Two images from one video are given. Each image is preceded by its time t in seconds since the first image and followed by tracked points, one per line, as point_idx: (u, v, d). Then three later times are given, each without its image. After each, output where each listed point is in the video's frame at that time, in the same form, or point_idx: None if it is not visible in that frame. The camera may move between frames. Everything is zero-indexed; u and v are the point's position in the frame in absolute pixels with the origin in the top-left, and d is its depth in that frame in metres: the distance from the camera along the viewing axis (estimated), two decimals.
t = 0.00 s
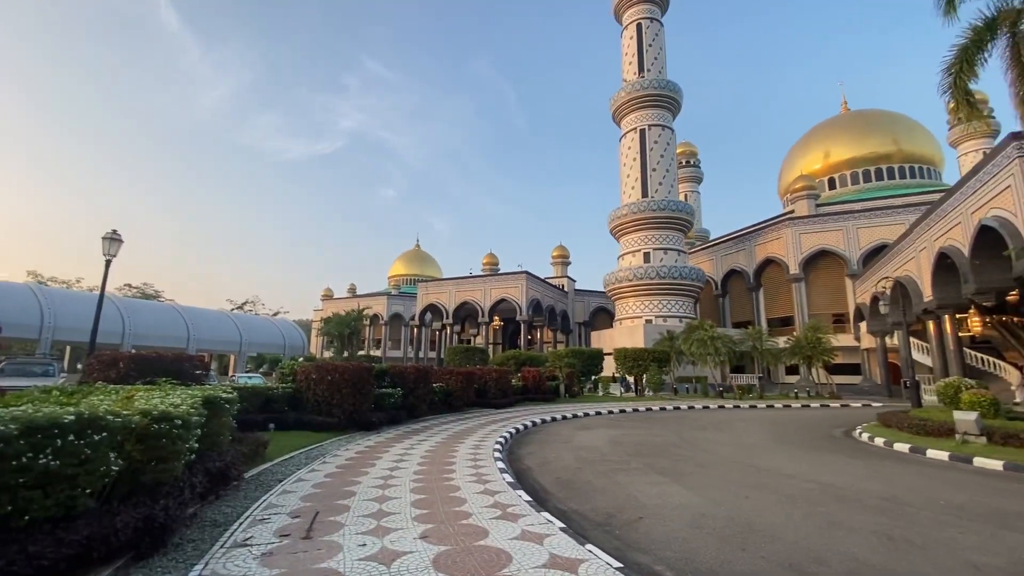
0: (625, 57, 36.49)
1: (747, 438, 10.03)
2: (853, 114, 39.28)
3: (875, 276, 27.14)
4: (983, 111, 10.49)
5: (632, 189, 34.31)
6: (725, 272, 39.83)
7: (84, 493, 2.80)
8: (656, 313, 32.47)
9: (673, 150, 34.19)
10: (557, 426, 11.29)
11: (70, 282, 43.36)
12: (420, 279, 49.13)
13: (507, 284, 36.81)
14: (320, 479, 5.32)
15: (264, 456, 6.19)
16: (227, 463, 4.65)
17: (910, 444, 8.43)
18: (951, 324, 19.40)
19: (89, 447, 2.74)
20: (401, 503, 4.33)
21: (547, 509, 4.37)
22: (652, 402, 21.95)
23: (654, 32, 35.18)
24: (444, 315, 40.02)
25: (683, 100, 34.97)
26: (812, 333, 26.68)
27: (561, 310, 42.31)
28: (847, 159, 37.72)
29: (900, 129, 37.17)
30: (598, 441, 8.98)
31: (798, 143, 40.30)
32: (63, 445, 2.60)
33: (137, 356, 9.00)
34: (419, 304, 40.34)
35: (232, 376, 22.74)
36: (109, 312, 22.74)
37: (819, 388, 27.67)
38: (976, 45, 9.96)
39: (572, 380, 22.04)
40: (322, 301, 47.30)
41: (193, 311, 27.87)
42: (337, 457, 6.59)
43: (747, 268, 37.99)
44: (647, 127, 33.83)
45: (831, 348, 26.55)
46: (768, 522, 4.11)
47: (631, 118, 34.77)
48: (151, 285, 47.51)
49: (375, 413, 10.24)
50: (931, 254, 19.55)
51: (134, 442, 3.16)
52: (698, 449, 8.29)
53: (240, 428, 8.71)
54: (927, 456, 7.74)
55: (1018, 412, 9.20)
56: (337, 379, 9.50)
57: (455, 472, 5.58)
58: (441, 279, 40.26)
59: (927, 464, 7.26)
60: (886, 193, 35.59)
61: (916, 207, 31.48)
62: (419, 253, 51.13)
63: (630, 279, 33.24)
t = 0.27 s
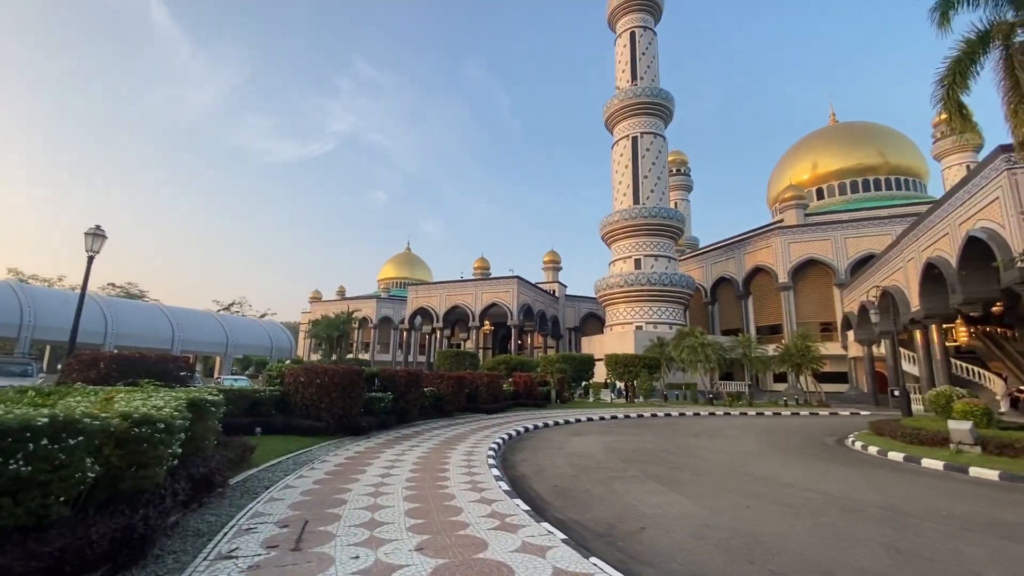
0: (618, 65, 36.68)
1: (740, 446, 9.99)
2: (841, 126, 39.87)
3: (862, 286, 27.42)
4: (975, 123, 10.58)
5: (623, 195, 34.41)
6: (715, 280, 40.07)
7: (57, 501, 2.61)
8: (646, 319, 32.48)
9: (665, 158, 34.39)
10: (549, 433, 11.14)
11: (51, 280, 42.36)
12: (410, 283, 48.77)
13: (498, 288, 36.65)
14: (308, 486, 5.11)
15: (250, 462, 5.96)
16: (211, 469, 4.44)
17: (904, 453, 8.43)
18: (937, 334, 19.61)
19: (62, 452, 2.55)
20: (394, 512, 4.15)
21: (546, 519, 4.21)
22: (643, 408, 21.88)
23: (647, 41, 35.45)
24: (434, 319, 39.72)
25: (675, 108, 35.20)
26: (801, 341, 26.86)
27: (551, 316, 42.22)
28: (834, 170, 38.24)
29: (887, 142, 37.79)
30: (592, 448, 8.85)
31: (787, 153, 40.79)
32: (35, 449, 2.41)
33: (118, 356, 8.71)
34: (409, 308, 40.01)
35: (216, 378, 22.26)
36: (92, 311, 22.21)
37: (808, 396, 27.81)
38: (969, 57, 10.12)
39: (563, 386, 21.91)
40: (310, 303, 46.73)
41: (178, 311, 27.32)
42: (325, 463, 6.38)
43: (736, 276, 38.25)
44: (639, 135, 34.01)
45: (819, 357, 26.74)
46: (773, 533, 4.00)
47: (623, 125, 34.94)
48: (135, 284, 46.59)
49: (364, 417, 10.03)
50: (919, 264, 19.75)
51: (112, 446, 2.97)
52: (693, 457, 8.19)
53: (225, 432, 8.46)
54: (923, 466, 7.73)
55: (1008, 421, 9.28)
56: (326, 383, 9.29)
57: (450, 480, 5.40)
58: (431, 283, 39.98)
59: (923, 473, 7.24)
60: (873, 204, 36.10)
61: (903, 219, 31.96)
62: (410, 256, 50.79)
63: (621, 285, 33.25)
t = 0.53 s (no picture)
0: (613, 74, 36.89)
1: (735, 455, 9.91)
2: (831, 139, 40.36)
3: (852, 297, 27.62)
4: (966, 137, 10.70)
5: (617, 204, 34.51)
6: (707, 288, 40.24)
7: (31, 514, 2.44)
8: (638, 327, 32.46)
9: (658, 167, 34.57)
10: (543, 441, 10.99)
11: (35, 280, 41.53)
12: (402, 288, 48.50)
13: (491, 294, 36.51)
14: (298, 496, 4.91)
15: (237, 470, 5.76)
16: (197, 478, 4.25)
17: (900, 464, 8.38)
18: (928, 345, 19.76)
19: (35, 462, 2.38)
20: (389, 524, 3.97)
21: (547, 532, 4.06)
22: (635, 417, 21.78)
23: (642, 51, 35.71)
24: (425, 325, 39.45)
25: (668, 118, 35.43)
26: (793, 350, 26.97)
27: (544, 322, 42.11)
28: (825, 181, 38.68)
29: (876, 155, 38.31)
30: (588, 457, 8.73)
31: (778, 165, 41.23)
32: (7, 459, 2.25)
33: (102, 358, 8.45)
34: (401, 313, 39.73)
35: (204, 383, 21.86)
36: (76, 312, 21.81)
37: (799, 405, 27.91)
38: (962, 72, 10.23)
39: (556, 393, 21.76)
40: (300, 307, 46.27)
41: (165, 313, 26.86)
42: (316, 471, 6.18)
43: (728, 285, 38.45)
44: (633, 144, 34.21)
45: (811, 366, 26.86)
46: (781, 548, 3.89)
47: (617, 134, 35.11)
48: (121, 286, 45.85)
49: (356, 424, 9.82)
50: (909, 275, 19.91)
51: (90, 455, 2.79)
52: (690, 466, 8.09)
53: (211, 438, 8.22)
54: (920, 477, 7.68)
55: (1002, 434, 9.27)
56: (317, 387, 9.09)
57: (445, 489, 5.23)
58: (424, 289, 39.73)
59: (921, 485, 7.18)
60: (862, 216, 36.51)
61: (892, 230, 32.33)
62: (402, 262, 50.54)
63: (613, 293, 33.22)
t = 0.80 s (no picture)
0: (605, 83, 37.11)
1: (728, 463, 9.83)
2: (818, 150, 40.95)
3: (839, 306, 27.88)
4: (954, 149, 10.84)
5: (608, 211, 34.60)
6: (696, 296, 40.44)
7: None
8: (629, 334, 32.46)
9: (649, 175, 34.79)
10: (534, 449, 10.83)
11: (13, 280, 40.46)
12: (392, 293, 48.12)
13: (481, 300, 36.34)
14: (285, 505, 4.72)
15: (221, 477, 5.54)
16: (178, 486, 4.05)
17: (894, 473, 8.34)
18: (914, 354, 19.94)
19: None
20: (380, 535, 3.80)
21: (545, 543, 3.91)
22: (626, 424, 21.68)
23: (634, 61, 36.03)
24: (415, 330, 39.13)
25: (660, 127, 35.69)
26: (782, 358, 27.11)
27: (534, 329, 41.99)
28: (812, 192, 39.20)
29: (862, 167, 38.92)
30: (581, 465, 8.59)
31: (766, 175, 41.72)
32: None
33: (80, 360, 8.17)
34: (390, 318, 39.38)
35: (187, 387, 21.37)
36: (56, 313, 21.26)
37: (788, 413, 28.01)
38: (951, 84, 10.36)
39: (547, 400, 21.62)
40: (288, 311, 45.68)
41: (148, 315, 26.29)
42: (303, 479, 5.96)
43: (717, 293, 38.69)
44: (624, 152, 34.41)
45: (799, 375, 27.01)
46: (784, 560, 3.79)
47: (609, 142, 35.29)
48: (104, 288, 44.90)
49: (344, 430, 9.59)
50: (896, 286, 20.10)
51: (61, 462, 2.60)
52: (685, 475, 7.99)
53: (194, 444, 7.95)
54: (914, 486, 7.64)
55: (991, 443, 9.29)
56: (305, 392, 8.86)
57: (437, 498, 5.06)
58: (414, 293, 39.45)
59: (916, 494, 7.14)
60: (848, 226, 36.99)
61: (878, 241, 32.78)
62: (392, 266, 50.22)
63: (604, 300, 33.22)
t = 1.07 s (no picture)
0: (598, 94, 37.39)
1: (725, 474, 9.72)
2: (807, 162, 41.47)
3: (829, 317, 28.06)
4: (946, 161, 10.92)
5: (600, 220, 34.70)
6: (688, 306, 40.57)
7: None
8: (621, 343, 32.39)
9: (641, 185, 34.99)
10: (528, 459, 10.65)
11: None
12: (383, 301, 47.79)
13: (473, 308, 36.16)
14: (272, 520, 4.51)
15: (205, 490, 5.32)
16: (160, 500, 3.86)
17: (891, 483, 8.28)
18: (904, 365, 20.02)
19: None
20: (373, 553, 3.63)
21: (544, 561, 3.76)
22: (619, 434, 21.54)
23: (626, 72, 36.36)
24: (406, 339, 38.81)
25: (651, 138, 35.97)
26: (774, 368, 27.15)
27: (526, 337, 41.83)
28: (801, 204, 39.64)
29: (850, 179, 39.43)
30: (576, 476, 8.43)
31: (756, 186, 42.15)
32: None
33: (60, 368, 7.91)
34: (382, 326, 39.04)
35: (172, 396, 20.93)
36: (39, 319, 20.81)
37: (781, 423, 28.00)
38: (942, 97, 10.47)
39: (540, 409, 21.44)
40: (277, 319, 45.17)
41: (134, 322, 25.81)
42: (292, 492, 5.75)
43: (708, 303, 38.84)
44: (616, 162, 34.62)
45: (791, 384, 27.05)
46: None
47: (601, 152, 35.49)
48: (89, 294, 44.13)
49: (334, 440, 9.35)
50: (886, 297, 20.24)
51: (29, 478, 2.42)
52: (683, 486, 7.85)
53: (178, 455, 7.69)
54: (911, 497, 7.57)
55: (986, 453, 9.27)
56: (294, 401, 8.64)
57: (432, 513, 4.88)
58: (405, 301, 39.18)
59: (914, 505, 7.07)
60: (837, 237, 37.37)
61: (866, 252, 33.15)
62: (383, 274, 49.93)
63: (596, 309, 33.18)
